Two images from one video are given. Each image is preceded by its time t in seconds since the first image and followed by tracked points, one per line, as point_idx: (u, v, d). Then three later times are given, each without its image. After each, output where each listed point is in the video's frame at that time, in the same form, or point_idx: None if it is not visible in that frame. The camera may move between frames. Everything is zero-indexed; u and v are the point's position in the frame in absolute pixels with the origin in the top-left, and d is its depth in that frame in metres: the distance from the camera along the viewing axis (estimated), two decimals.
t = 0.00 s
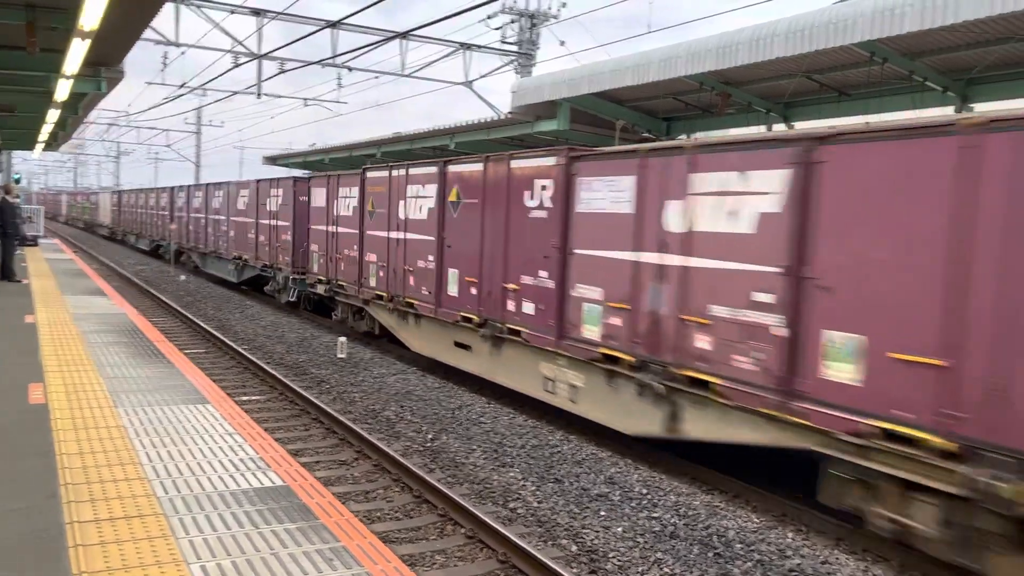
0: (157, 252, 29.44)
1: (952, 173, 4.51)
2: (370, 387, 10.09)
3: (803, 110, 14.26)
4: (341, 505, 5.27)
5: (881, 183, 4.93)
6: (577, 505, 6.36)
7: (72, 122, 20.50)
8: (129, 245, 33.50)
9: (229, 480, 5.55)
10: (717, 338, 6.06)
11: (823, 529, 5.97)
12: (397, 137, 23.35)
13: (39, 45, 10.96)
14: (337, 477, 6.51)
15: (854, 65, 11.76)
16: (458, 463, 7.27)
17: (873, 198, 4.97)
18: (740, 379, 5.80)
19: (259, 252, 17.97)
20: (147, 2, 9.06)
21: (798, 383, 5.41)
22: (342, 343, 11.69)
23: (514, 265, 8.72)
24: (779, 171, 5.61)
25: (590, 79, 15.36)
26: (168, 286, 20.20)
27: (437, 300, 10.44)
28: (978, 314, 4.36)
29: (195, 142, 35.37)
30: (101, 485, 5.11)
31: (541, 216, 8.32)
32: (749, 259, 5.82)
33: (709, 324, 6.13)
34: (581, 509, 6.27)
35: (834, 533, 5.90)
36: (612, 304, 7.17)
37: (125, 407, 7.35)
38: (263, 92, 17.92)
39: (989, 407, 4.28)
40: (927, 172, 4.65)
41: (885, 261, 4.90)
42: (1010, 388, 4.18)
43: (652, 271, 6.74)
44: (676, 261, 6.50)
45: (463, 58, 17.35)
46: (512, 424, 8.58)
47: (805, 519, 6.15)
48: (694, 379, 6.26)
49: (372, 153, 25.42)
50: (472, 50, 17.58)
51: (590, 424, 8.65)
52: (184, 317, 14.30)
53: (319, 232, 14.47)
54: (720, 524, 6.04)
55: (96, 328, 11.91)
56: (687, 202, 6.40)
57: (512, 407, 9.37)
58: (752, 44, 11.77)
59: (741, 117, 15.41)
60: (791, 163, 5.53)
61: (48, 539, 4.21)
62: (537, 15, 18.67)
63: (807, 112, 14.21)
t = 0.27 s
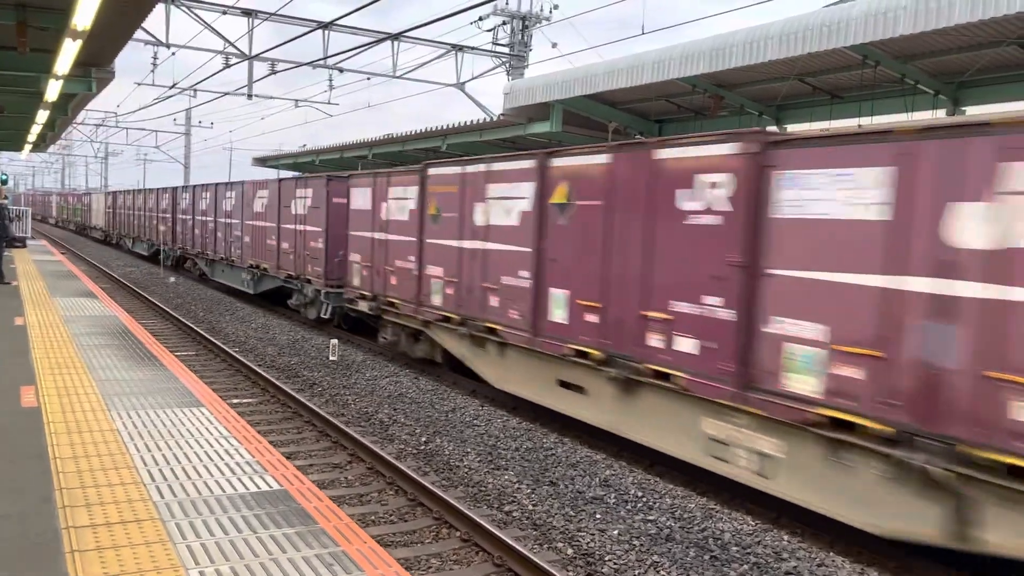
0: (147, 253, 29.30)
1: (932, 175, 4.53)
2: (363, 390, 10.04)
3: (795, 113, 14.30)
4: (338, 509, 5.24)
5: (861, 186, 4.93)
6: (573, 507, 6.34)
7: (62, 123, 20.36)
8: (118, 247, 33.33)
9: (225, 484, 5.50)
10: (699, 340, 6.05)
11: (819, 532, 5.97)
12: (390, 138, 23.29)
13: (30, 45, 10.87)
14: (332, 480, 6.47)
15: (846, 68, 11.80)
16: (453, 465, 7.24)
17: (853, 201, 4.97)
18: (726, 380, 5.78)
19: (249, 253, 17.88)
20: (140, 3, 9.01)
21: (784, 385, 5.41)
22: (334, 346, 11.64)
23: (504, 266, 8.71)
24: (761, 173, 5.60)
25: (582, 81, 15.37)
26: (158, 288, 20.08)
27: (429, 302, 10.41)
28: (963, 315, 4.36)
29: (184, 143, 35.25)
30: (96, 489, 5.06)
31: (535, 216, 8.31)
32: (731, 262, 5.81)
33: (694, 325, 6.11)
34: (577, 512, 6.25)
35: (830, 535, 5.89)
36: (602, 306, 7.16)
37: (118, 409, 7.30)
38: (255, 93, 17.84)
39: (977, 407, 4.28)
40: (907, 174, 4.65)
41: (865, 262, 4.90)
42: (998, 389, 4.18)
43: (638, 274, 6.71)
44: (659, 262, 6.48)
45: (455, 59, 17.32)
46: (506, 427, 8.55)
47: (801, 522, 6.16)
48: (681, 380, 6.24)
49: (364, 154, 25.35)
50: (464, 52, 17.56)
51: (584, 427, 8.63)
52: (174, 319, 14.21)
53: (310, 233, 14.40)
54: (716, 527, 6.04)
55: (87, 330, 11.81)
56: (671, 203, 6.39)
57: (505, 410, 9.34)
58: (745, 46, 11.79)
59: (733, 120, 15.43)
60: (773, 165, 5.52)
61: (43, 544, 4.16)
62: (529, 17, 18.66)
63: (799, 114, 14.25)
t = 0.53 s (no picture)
0: (140, 256, 29.18)
1: (924, 178, 4.53)
2: (358, 393, 10.02)
3: (790, 117, 14.35)
4: (337, 513, 5.22)
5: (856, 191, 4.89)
6: (570, 512, 6.33)
7: (55, 125, 20.28)
8: (111, 250, 33.19)
9: (223, 488, 5.48)
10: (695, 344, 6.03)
11: (816, 536, 5.98)
12: (384, 142, 23.27)
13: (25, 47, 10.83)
14: (328, 484, 6.45)
15: (842, 73, 11.83)
16: (449, 469, 7.23)
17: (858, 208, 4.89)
18: (725, 384, 5.76)
19: (244, 256, 17.82)
20: (136, 5, 8.99)
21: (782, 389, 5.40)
22: (329, 349, 11.61)
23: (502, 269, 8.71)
24: (754, 176, 5.61)
25: (578, 85, 15.38)
26: (152, 291, 20.00)
27: (426, 305, 10.40)
28: (959, 323, 4.32)
29: (178, 146, 35.15)
30: (94, 494, 5.04)
31: (532, 220, 8.30)
32: (727, 264, 5.82)
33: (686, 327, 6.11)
34: (574, 517, 6.25)
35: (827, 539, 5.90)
36: (599, 310, 7.16)
37: (114, 413, 7.27)
38: (250, 95, 17.81)
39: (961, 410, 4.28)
40: (906, 180, 4.62)
41: (859, 265, 4.91)
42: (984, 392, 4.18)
43: (634, 276, 6.72)
44: (655, 265, 6.48)
45: (450, 63, 17.32)
46: (502, 431, 8.54)
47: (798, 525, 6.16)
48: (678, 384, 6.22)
49: (359, 157, 25.31)
50: (459, 55, 17.57)
51: (580, 430, 8.62)
52: (169, 322, 14.15)
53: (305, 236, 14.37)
54: (713, 531, 6.04)
55: (82, 333, 11.75)
56: (667, 206, 6.38)
57: (502, 413, 9.33)
58: (741, 51, 11.83)
59: (729, 124, 15.46)
60: (763, 169, 5.49)
61: (43, 549, 4.13)
62: (525, 21, 18.68)
63: (794, 119, 14.29)
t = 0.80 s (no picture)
0: (138, 260, 29.16)
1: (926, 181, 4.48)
2: (357, 398, 10.01)
3: (788, 123, 14.38)
4: (337, 519, 5.21)
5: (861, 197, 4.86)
6: (569, 517, 6.33)
7: (54, 129, 20.28)
8: (109, 254, 33.16)
9: (223, 493, 5.47)
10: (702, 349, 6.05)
11: (815, 541, 5.97)
12: (383, 146, 23.28)
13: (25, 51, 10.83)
14: (327, 489, 6.44)
15: (840, 79, 11.86)
16: (448, 474, 7.22)
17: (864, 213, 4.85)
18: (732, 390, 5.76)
19: (242, 260, 17.81)
20: (137, 10, 9.00)
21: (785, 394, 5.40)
22: (328, 354, 11.61)
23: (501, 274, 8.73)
24: (756, 182, 5.62)
25: (577, 90, 15.41)
26: (149, 295, 19.98)
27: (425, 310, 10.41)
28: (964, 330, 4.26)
29: (177, 150, 35.16)
30: (94, 499, 5.03)
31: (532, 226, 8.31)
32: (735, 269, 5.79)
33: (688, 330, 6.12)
34: (573, 522, 6.24)
35: (825, 544, 5.90)
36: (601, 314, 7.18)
37: (113, 417, 7.26)
38: (249, 100, 17.82)
39: (962, 416, 4.26)
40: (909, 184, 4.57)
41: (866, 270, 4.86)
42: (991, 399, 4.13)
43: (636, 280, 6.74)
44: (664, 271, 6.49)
45: (449, 68, 17.35)
46: (501, 435, 8.53)
47: (796, 530, 6.16)
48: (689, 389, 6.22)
49: (358, 162, 25.32)
50: (458, 60, 17.60)
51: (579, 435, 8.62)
52: (167, 326, 14.14)
53: (305, 239, 14.37)
54: (712, 536, 6.04)
55: (80, 338, 11.73)
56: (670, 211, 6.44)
57: (500, 418, 9.33)
58: (740, 57, 11.86)
59: (727, 130, 15.48)
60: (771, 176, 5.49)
61: (43, 554, 4.13)
62: (524, 26, 18.71)
63: (793, 125, 14.33)
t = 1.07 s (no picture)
0: (142, 265, 29.20)
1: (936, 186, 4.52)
2: (360, 403, 10.01)
3: (792, 129, 14.38)
4: (341, 524, 5.21)
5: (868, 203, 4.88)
6: (572, 523, 6.32)
7: (59, 134, 20.34)
8: (113, 259, 33.22)
9: (226, 499, 5.47)
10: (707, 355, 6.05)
11: (818, 548, 5.95)
12: (386, 152, 23.32)
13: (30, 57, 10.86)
14: (329, 495, 6.44)
15: (843, 86, 11.86)
16: (450, 480, 7.21)
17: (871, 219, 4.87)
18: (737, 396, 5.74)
19: (245, 266, 17.81)
20: (142, 15, 9.03)
21: (790, 399, 5.39)
22: (331, 359, 11.61)
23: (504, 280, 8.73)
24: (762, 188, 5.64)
25: (580, 96, 15.43)
26: (153, 300, 20.01)
27: (428, 315, 10.41)
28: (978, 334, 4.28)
29: (181, 156, 35.24)
30: (97, 504, 5.03)
31: (534, 232, 8.32)
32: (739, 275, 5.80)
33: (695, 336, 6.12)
34: (576, 528, 6.23)
35: (829, 552, 5.87)
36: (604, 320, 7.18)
37: (116, 423, 7.27)
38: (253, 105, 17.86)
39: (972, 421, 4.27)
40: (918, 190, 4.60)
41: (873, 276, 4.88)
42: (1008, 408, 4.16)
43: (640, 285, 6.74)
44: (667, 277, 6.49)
45: (453, 74, 17.38)
46: (504, 442, 8.52)
47: (800, 538, 6.14)
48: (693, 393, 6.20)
49: (361, 168, 25.36)
50: (462, 66, 17.63)
51: (581, 442, 8.60)
52: (170, 331, 14.15)
53: (308, 245, 14.38)
54: (715, 543, 6.02)
55: (84, 342, 11.74)
56: (675, 216, 6.41)
57: (503, 424, 9.32)
58: (743, 63, 11.88)
59: (730, 137, 15.49)
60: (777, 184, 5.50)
61: (46, 559, 4.12)
62: (527, 32, 18.75)
63: (796, 131, 14.33)
